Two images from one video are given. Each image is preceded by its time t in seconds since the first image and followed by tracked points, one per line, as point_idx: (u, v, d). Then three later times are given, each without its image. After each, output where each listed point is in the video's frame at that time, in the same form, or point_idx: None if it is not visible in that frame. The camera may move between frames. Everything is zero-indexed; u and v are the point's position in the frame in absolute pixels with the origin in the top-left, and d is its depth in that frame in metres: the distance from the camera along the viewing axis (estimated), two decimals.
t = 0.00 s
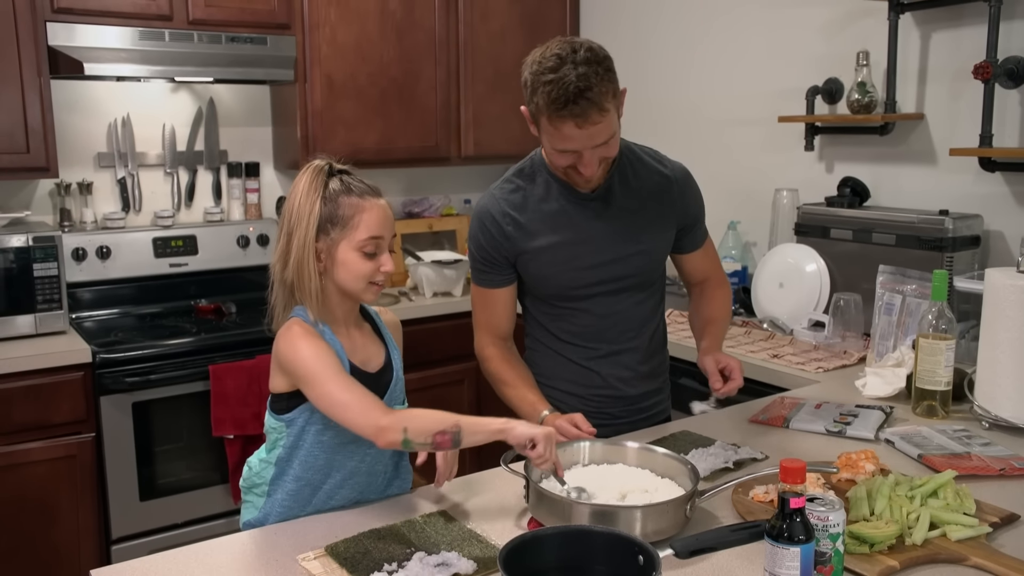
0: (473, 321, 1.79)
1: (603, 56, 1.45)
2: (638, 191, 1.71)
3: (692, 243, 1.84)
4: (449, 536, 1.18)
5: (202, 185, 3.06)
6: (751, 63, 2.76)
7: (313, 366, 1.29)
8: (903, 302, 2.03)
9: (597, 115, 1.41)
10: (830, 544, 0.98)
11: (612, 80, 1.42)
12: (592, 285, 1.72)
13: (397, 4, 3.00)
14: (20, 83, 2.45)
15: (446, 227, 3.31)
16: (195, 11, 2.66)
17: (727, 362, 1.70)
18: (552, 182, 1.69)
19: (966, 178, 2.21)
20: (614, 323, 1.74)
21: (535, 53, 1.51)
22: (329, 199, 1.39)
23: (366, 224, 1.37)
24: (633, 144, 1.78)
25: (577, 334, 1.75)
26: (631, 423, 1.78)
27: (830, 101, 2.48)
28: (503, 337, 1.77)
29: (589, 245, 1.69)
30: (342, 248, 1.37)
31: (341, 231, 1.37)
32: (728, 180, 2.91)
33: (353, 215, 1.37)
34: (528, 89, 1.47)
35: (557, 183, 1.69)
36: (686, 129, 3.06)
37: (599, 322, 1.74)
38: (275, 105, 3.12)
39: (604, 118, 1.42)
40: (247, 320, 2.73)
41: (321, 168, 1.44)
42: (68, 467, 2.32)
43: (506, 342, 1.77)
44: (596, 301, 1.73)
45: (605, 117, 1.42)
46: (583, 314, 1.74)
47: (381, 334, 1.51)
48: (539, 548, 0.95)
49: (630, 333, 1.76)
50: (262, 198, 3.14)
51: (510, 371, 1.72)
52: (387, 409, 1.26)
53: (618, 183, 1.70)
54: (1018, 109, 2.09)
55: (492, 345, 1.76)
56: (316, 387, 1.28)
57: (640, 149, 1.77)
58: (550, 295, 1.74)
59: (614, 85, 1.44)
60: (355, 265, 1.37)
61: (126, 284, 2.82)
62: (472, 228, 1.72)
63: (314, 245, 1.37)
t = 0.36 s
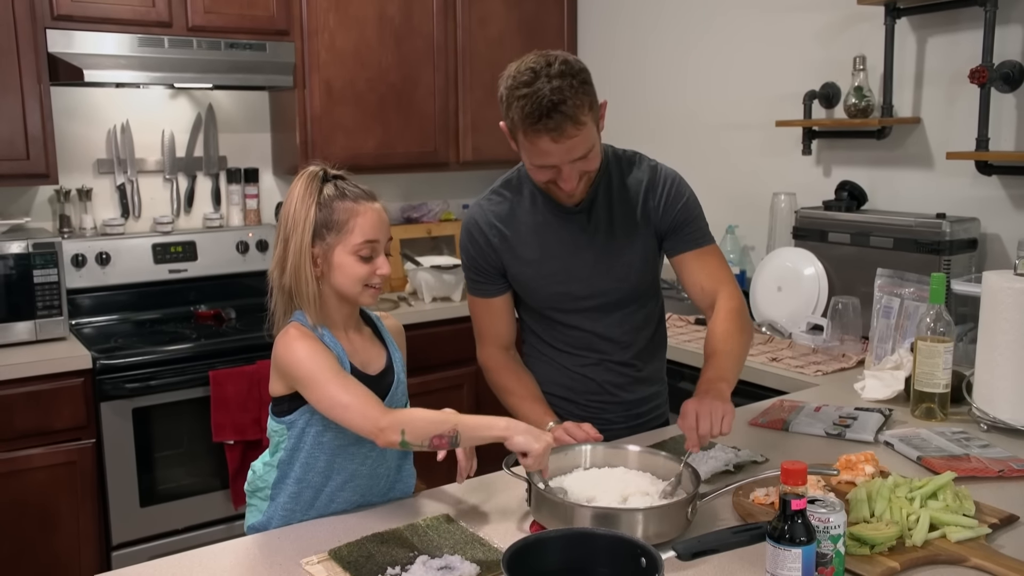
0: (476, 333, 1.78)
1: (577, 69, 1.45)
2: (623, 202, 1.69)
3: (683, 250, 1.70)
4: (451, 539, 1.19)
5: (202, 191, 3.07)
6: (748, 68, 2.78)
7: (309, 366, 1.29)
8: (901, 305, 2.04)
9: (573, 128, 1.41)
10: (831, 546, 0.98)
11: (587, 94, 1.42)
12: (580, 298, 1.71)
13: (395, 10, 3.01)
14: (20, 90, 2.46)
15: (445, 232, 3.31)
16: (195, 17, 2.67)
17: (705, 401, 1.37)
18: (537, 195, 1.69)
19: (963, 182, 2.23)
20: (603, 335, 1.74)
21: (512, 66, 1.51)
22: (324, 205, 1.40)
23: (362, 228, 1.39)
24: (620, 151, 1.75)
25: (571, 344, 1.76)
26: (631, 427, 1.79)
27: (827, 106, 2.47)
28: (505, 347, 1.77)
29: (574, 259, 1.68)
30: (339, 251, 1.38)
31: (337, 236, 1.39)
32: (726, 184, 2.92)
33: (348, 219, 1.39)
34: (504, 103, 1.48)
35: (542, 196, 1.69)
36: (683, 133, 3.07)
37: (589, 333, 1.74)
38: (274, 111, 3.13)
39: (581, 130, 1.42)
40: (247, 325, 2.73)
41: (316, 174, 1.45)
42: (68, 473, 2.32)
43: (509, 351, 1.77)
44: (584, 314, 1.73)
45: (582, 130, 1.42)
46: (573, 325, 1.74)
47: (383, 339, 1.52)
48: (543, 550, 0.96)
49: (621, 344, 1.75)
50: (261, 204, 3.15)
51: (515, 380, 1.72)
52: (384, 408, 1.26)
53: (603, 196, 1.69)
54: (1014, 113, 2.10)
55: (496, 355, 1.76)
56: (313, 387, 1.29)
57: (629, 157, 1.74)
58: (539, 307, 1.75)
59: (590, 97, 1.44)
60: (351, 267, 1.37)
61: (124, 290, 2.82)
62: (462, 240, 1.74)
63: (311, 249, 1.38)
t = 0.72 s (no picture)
0: (473, 341, 1.79)
1: (565, 79, 1.46)
2: (619, 209, 1.70)
3: (681, 257, 1.71)
4: (453, 542, 1.19)
5: (201, 196, 3.07)
6: (746, 73, 2.79)
7: (281, 378, 1.30)
8: (900, 310, 2.05)
9: (562, 139, 1.42)
10: (832, 548, 0.99)
11: (574, 105, 1.43)
12: (577, 306, 1.71)
13: (394, 15, 3.02)
14: (19, 96, 2.46)
15: (444, 236, 3.31)
16: (194, 23, 2.67)
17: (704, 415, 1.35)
18: (532, 203, 1.70)
19: (961, 187, 2.24)
20: (600, 343, 1.74)
21: (501, 76, 1.52)
22: (316, 211, 1.41)
23: (350, 236, 1.38)
24: (616, 158, 1.76)
25: (569, 350, 1.77)
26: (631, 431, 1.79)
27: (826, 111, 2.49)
28: (504, 353, 1.77)
29: (570, 267, 1.69)
30: (326, 258, 1.38)
31: (326, 242, 1.39)
32: (725, 190, 2.93)
33: (337, 226, 1.39)
34: (493, 113, 1.49)
35: (537, 204, 1.69)
36: (682, 139, 3.09)
37: (587, 340, 1.75)
38: (273, 116, 3.14)
39: (569, 141, 1.42)
40: (246, 330, 2.73)
41: (316, 178, 1.47)
42: (67, 478, 2.32)
43: (508, 358, 1.77)
44: (580, 322, 1.74)
45: (570, 140, 1.43)
46: (571, 332, 1.75)
47: (379, 341, 1.51)
48: (545, 553, 0.96)
49: (619, 350, 1.75)
50: (260, 208, 3.15)
51: (514, 388, 1.73)
52: (327, 448, 1.23)
53: (598, 203, 1.70)
54: (1011, 119, 2.11)
55: (494, 362, 1.76)
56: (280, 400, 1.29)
57: (624, 164, 1.74)
58: (537, 314, 1.75)
59: (579, 105, 1.44)
60: (337, 275, 1.37)
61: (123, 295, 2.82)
62: (458, 248, 1.74)
63: (298, 254, 1.39)
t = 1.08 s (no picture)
0: (473, 342, 1.79)
1: (571, 79, 1.46)
2: (619, 211, 1.71)
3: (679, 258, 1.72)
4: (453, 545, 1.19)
5: (199, 198, 3.07)
6: (743, 76, 2.80)
7: (251, 381, 1.33)
8: (896, 312, 2.06)
9: (569, 137, 1.43)
10: (830, 549, 1.00)
11: (581, 104, 1.44)
12: (577, 306, 1.72)
13: (392, 18, 3.02)
14: (17, 98, 2.46)
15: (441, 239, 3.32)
16: (193, 26, 2.68)
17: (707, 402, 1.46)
18: (533, 204, 1.70)
19: (957, 189, 2.25)
20: (600, 343, 1.75)
21: (506, 76, 1.52)
22: (313, 212, 1.41)
23: (342, 241, 1.37)
24: (616, 160, 1.76)
25: (569, 351, 1.77)
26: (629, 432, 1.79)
27: (823, 114, 2.52)
28: (503, 355, 1.77)
29: (571, 268, 1.69)
30: (318, 261, 1.39)
31: (319, 246, 1.39)
32: (722, 192, 2.93)
33: (331, 230, 1.39)
34: (499, 113, 1.49)
35: (538, 205, 1.69)
36: (679, 142, 3.09)
37: (586, 341, 1.75)
38: (272, 119, 3.15)
39: (576, 139, 1.43)
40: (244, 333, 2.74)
41: (320, 180, 1.47)
42: (65, 481, 2.31)
43: (507, 360, 1.78)
44: (581, 323, 1.74)
45: (577, 139, 1.43)
46: (571, 333, 1.75)
47: (377, 341, 1.49)
48: (546, 554, 0.97)
49: (619, 351, 1.76)
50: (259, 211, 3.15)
51: (513, 389, 1.73)
52: (275, 463, 1.29)
53: (598, 205, 1.70)
54: (1007, 122, 2.12)
55: (494, 363, 1.76)
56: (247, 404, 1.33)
57: (623, 165, 1.75)
58: (537, 315, 1.75)
59: (584, 105, 1.45)
60: (328, 279, 1.37)
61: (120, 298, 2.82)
62: (458, 250, 1.74)
63: (293, 255, 1.41)
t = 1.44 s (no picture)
0: (477, 341, 1.79)
1: (580, 82, 1.47)
2: (620, 209, 1.72)
3: (678, 257, 1.75)
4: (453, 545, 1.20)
5: (195, 201, 3.07)
6: (738, 78, 2.81)
7: (248, 381, 1.33)
8: (892, 313, 2.07)
9: (580, 138, 1.44)
10: (828, 548, 1.00)
11: (591, 106, 1.45)
12: (580, 303, 1.73)
13: (388, 21, 3.03)
14: (14, 101, 2.46)
15: (438, 242, 3.36)
16: (188, 29, 2.68)
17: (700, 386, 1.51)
18: (534, 203, 1.71)
19: (951, 191, 2.26)
20: (602, 340, 1.76)
21: (514, 78, 1.53)
22: (319, 214, 1.41)
23: (345, 247, 1.37)
24: (618, 160, 1.78)
25: (571, 348, 1.78)
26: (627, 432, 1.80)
27: (818, 116, 2.52)
28: (507, 355, 1.78)
29: (574, 265, 1.70)
30: (321, 264, 1.39)
31: (322, 248, 1.39)
32: (718, 194, 2.94)
33: (335, 235, 1.39)
34: (508, 115, 1.49)
35: (540, 203, 1.70)
36: (674, 143, 3.11)
37: (588, 338, 1.76)
38: (268, 122, 3.15)
39: (587, 141, 1.44)
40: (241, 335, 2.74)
41: (327, 182, 1.47)
42: (62, 484, 2.31)
43: (511, 359, 1.78)
44: (583, 320, 1.75)
45: (587, 140, 1.45)
46: (573, 331, 1.76)
47: (378, 342, 1.50)
48: (545, 554, 0.97)
49: (621, 348, 1.77)
50: (255, 214, 3.16)
51: (516, 388, 1.73)
52: (272, 460, 1.29)
53: (599, 204, 1.71)
54: (1000, 124, 2.14)
55: (498, 362, 1.76)
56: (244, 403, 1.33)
57: (622, 165, 1.76)
58: (539, 313, 1.76)
59: (594, 107, 1.46)
60: (329, 282, 1.38)
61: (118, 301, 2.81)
62: (461, 248, 1.75)
63: (297, 255, 1.41)
